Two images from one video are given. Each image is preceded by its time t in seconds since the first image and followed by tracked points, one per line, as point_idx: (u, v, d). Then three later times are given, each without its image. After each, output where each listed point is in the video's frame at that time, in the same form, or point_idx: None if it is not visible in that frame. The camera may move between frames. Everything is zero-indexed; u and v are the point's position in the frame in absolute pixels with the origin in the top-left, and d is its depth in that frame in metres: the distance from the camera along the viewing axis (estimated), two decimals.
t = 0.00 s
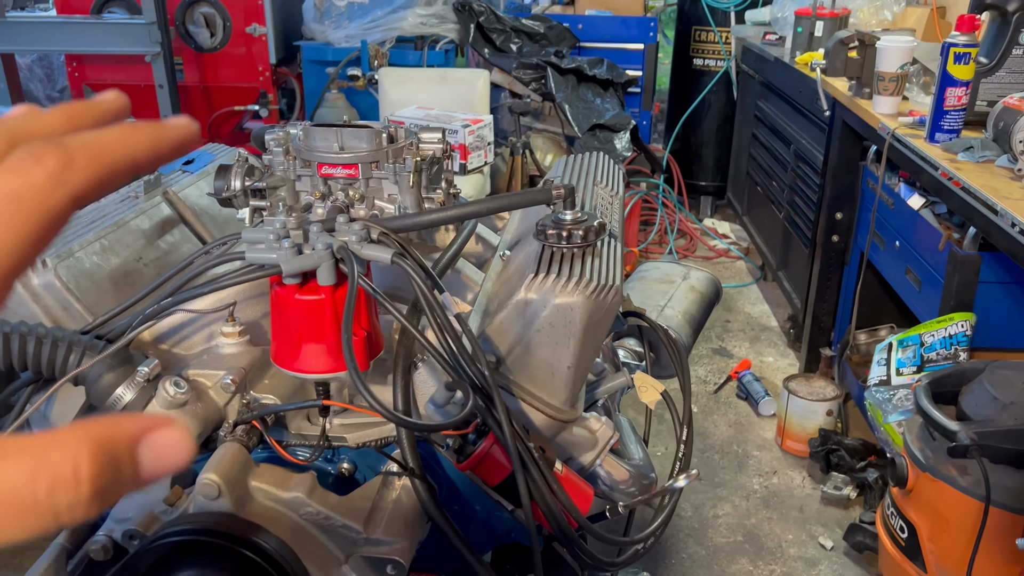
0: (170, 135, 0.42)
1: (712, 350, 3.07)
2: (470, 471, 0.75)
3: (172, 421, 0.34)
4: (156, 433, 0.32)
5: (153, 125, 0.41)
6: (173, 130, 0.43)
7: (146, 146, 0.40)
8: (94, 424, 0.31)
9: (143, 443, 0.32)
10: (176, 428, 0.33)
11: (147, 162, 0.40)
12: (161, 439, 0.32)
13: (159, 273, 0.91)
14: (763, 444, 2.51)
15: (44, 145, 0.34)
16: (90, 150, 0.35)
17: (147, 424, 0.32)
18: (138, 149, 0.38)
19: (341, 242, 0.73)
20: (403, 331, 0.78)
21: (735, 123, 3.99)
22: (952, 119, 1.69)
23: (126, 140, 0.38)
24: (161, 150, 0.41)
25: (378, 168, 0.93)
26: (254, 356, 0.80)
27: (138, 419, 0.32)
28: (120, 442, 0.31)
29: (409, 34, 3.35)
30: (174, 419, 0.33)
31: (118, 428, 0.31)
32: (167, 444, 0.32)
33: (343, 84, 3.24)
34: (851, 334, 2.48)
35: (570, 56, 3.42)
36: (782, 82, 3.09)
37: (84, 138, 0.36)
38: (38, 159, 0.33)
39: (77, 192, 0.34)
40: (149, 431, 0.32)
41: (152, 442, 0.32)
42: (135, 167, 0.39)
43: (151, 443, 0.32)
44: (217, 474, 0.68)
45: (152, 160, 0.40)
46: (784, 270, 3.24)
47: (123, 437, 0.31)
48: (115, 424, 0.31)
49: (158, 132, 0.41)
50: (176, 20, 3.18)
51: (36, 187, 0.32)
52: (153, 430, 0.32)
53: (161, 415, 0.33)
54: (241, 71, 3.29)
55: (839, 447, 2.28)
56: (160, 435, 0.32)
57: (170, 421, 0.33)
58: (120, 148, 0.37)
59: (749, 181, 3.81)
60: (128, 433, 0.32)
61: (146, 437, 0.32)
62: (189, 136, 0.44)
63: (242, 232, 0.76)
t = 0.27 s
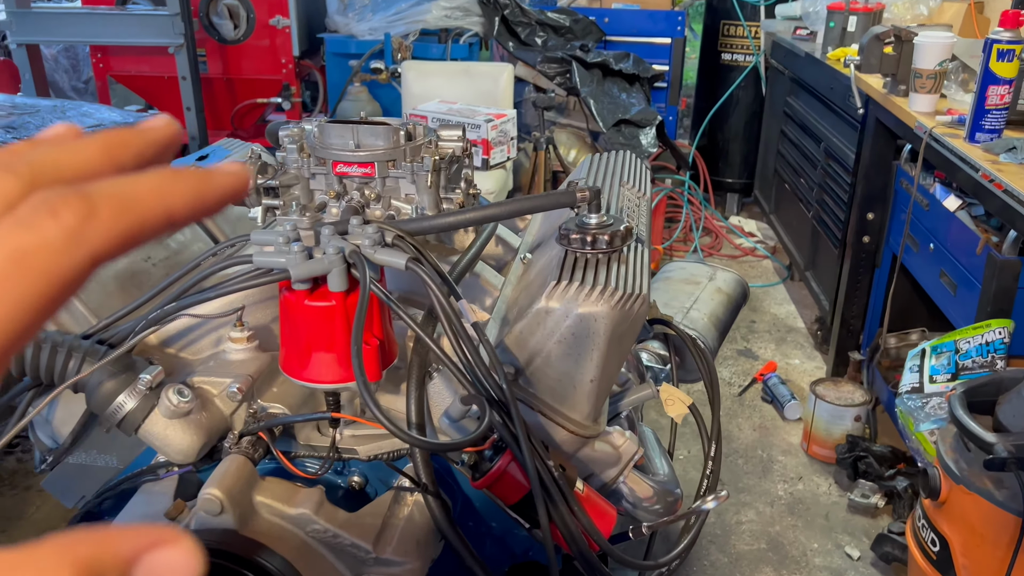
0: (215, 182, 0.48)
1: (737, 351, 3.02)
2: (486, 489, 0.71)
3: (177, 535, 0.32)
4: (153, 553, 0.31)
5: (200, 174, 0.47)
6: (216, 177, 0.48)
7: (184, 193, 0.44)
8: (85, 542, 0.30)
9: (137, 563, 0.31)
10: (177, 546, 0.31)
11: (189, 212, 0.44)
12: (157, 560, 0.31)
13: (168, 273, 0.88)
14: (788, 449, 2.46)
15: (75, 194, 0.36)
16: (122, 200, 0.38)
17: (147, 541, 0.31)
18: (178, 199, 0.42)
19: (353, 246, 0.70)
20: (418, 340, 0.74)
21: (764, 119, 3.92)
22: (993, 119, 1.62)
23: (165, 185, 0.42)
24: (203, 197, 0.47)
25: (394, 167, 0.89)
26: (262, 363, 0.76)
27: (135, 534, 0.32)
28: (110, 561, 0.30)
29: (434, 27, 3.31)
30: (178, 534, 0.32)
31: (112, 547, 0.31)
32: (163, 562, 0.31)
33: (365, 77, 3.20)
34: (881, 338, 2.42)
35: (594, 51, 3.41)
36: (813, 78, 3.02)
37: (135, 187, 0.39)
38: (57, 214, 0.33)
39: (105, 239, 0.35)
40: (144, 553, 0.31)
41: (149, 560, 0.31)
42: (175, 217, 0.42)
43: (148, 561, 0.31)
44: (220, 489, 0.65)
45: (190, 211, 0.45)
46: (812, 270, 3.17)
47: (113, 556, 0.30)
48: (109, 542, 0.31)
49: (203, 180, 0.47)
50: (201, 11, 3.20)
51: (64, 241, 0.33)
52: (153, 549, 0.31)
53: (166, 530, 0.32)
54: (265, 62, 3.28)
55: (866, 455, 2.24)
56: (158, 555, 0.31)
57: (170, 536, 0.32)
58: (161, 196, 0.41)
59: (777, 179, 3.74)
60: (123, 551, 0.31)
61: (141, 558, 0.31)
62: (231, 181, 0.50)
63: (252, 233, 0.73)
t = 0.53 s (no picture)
0: (165, 63, 0.30)
1: (781, 350, 2.96)
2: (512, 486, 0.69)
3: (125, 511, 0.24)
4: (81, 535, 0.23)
5: (145, 54, 0.29)
6: (176, 61, 0.30)
7: (124, 80, 0.28)
8: None
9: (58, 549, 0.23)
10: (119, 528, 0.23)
11: (137, 109, 0.29)
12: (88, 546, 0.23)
13: (200, 260, 0.87)
14: (831, 451, 2.41)
15: None
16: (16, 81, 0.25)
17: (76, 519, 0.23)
18: (112, 93, 0.27)
19: (382, 235, 0.68)
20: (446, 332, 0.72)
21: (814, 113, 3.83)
22: None
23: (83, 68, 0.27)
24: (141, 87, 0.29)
25: (428, 155, 0.87)
26: (290, 352, 0.76)
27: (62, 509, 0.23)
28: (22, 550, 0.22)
29: (477, 17, 3.31)
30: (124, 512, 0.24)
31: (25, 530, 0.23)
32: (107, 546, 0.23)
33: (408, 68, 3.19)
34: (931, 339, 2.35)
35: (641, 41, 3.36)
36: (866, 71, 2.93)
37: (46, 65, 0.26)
38: None
39: None
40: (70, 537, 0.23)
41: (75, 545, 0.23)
42: (112, 118, 0.28)
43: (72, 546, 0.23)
44: (242, 479, 0.64)
45: (131, 105, 0.29)
46: (860, 268, 3.09)
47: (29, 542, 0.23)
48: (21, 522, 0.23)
49: (149, 65, 0.29)
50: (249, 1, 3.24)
51: None
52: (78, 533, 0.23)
53: (105, 504, 0.24)
54: (309, 53, 3.30)
55: (913, 459, 2.15)
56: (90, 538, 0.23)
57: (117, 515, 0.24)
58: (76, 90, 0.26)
59: (826, 175, 3.66)
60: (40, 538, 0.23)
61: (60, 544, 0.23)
62: (199, 67, 0.31)
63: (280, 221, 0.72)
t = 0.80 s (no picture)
0: (164, 122, 0.48)
1: (826, 359, 2.91)
2: (520, 483, 0.69)
3: (137, 486, 0.34)
4: (103, 501, 0.32)
5: (146, 113, 0.47)
6: (168, 118, 0.48)
7: (135, 126, 0.45)
8: (25, 488, 0.30)
9: (88, 508, 0.32)
10: (135, 498, 0.33)
11: (140, 149, 0.45)
12: (109, 509, 0.32)
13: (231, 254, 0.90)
14: (874, 463, 2.35)
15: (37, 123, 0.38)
16: (58, 134, 0.38)
17: (98, 490, 0.32)
18: (124, 136, 0.43)
19: (397, 233, 0.70)
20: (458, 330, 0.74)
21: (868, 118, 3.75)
22: None
23: (106, 126, 0.42)
24: (146, 141, 0.46)
25: (452, 157, 0.89)
26: (310, 345, 0.78)
27: (86, 483, 0.32)
28: (60, 515, 0.31)
29: (526, 20, 3.33)
30: (138, 484, 0.33)
31: (61, 493, 0.31)
32: (122, 508, 0.32)
33: (456, 70, 3.23)
34: (982, 352, 2.28)
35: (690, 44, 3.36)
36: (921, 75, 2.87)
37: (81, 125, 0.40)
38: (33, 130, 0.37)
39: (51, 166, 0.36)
40: (98, 499, 0.32)
41: (102, 511, 0.32)
42: (123, 156, 0.43)
43: (100, 509, 0.32)
44: (256, 465, 0.66)
45: (139, 153, 0.45)
46: (911, 277, 3.02)
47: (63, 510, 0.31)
48: (57, 492, 0.31)
49: (149, 118, 0.47)
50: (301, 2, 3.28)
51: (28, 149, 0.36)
52: (103, 496, 0.32)
53: (121, 476, 0.33)
54: (361, 54, 3.36)
55: (958, 474, 2.12)
56: (108, 503, 0.32)
57: (130, 486, 0.33)
58: (101, 143, 0.41)
59: (878, 182, 3.58)
60: (71, 499, 0.31)
61: (90, 503, 0.32)
62: (184, 127, 0.49)
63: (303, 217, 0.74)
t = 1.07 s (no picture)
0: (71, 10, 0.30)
1: (852, 371, 2.88)
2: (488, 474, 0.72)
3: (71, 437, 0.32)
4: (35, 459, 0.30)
5: None
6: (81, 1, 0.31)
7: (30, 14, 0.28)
8: None
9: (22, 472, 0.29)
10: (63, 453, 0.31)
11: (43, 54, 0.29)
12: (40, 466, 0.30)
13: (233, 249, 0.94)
14: (894, 477, 2.32)
15: None
16: None
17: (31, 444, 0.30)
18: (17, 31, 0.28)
19: (377, 231, 0.73)
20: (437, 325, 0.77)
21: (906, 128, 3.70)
22: None
23: None
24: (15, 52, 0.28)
25: (444, 160, 0.92)
26: (298, 337, 0.82)
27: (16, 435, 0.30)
28: None
29: (558, 26, 3.36)
30: (75, 436, 0.32)
31: None
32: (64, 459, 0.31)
33: (488, 74, 3.31)
34: (1009, 367, 2.24)
35: (723, 52, 3.33)
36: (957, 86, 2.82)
37: None
38: None
39: None
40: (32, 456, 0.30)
41: (45, 461, 0.31)
42: (20, 62, 0.28)
43: (44, 463, 0.31)
44: (237, 448, 0.70)
45: (40, 52, 0.29)
46: (943, 290, 2.97)
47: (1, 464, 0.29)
48: None
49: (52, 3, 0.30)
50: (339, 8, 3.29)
51: None
52: (44, 448, 0.31)
53: (59, 430, 0.31)
54: (397, 58, 3.42)
55: (979, 491, 2.10)
56: (49, 457, 0.31)
57: (73, 438, 0.32)
58: None
59: (914, 193, 3.53)
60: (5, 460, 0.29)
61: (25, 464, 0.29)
62: (106, 16, 0.32)
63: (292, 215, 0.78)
